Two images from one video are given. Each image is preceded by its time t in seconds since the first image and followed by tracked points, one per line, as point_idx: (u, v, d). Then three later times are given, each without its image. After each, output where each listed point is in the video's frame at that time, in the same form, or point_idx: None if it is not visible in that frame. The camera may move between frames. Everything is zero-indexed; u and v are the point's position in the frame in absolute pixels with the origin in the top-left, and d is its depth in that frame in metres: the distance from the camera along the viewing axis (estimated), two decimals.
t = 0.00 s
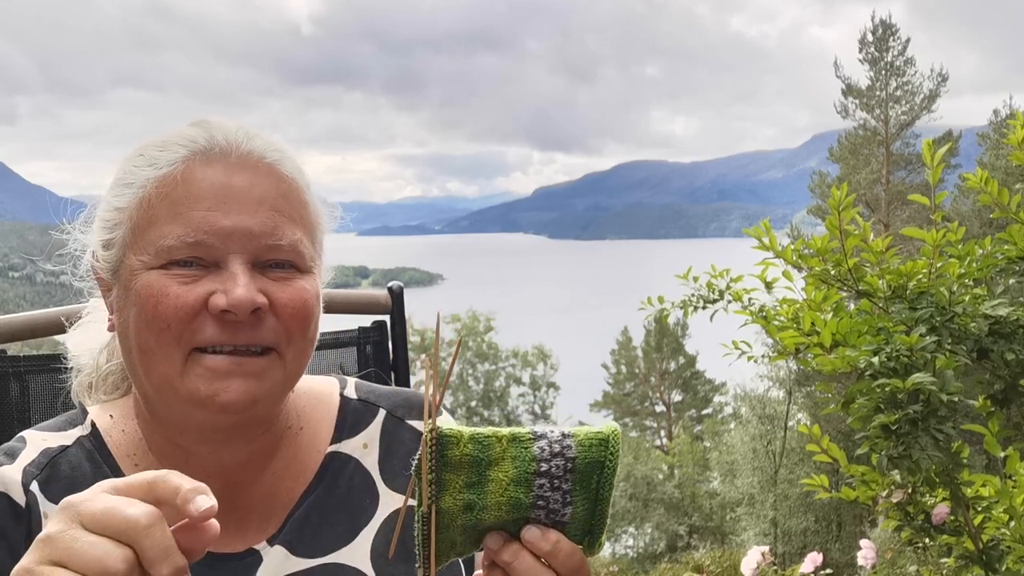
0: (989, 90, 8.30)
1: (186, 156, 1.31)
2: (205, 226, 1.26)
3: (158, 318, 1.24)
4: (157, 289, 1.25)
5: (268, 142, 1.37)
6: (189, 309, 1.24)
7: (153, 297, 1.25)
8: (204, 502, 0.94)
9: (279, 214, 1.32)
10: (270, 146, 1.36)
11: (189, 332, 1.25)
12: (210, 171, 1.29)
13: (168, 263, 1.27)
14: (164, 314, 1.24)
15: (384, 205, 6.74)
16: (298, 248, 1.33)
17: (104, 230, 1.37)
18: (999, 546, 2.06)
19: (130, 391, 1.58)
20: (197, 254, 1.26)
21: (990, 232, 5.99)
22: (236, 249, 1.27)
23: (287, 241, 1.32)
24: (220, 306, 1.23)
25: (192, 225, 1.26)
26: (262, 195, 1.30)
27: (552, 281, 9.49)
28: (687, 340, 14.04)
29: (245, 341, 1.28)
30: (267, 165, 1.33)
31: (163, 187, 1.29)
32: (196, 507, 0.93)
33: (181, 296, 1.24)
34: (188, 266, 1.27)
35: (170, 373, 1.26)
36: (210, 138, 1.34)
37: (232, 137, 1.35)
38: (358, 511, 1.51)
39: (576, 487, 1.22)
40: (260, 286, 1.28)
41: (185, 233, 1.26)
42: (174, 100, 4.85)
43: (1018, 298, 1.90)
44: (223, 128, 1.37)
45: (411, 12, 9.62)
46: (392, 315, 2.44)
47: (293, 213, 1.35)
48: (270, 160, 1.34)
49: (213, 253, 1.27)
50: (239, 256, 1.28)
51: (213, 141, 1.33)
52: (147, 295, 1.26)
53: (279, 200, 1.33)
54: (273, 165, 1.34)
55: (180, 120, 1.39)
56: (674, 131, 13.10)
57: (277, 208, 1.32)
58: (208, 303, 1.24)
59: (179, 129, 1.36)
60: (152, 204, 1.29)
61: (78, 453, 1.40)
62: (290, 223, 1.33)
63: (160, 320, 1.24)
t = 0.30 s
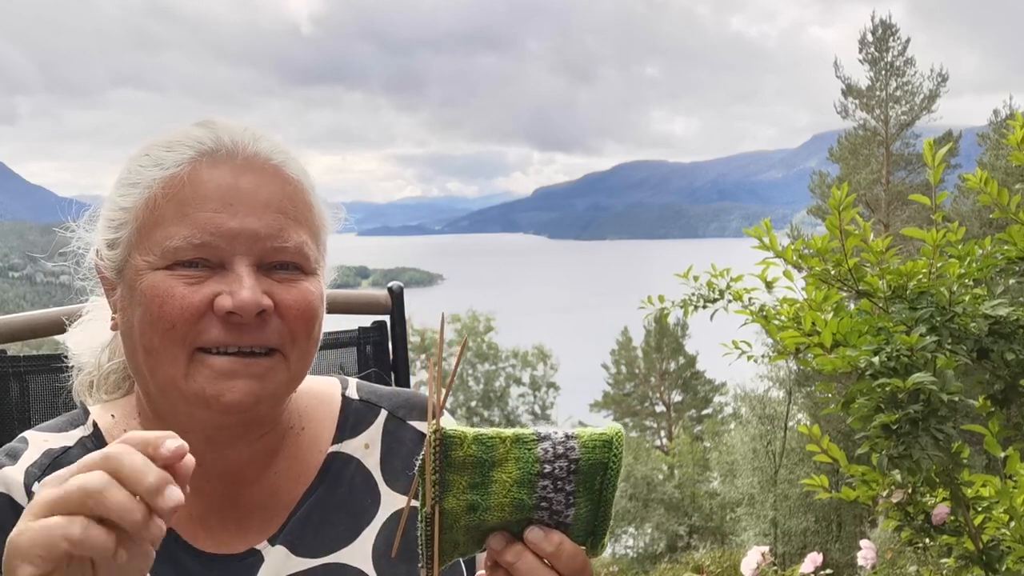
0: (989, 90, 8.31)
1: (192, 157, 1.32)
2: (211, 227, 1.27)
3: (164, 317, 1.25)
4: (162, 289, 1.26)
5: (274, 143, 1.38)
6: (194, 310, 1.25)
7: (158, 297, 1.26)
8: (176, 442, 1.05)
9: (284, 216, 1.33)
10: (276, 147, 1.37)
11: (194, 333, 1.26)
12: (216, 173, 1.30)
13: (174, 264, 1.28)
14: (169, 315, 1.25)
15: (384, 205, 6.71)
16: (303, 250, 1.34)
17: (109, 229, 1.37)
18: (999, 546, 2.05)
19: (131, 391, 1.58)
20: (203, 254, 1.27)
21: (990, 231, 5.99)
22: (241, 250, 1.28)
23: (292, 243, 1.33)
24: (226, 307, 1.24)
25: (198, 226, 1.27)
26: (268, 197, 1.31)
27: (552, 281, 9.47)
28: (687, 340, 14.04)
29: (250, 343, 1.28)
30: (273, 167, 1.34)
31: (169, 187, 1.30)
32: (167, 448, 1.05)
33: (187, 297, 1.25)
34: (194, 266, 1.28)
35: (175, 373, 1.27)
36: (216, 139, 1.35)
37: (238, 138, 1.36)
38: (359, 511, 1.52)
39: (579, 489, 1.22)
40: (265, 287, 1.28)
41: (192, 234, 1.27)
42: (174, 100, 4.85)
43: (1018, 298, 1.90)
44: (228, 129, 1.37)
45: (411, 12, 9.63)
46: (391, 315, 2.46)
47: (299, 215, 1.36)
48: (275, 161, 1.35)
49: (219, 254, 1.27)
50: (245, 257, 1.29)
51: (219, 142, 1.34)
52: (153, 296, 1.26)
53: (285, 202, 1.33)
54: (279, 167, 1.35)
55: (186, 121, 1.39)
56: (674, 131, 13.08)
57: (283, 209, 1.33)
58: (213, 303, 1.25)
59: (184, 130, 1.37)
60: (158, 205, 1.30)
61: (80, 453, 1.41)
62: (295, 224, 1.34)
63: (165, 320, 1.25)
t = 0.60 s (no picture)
0: (989, 90, 8.33)
1: (207, 156, 1.33)
2: (225, 226, 1.28)
3: (176, 315, 1.26)
4: (175, 287, 1.27)
5: (287, 145, 1.40)
6: (206, 308, 1.25)
7: (171, 294, 1.27)
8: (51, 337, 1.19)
9: (296, 217, 1.35)
10: (289, 149, 1.39)
11: (205, 331, 1.26)
12: (231, 173, 1.32)
13: (187, 261, 1.29)
14: (181, 312, 1.25)
15: (384, 205, 6.69)
16: (314, 251, 1.37)
17: (120, 226, 1.38)
18: (999, 546, 2.05)
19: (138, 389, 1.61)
20: (217, 253, 1.28)
21: (990, 232, 5.99)
22: (255, 250, 1.30)
23: (303, 244, 1.35)
24: (238, 306, 1.25)
25: (211, 225, 1.28)
26: (282, 199, 1.33)
27: (552, 280, 9.46)
28: (687, 340, 14.04)
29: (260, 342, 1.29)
30: (286, 168, 1.36)
31: (182, 185, 1.31)
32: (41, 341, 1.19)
33: (199, 295, 1.26)
34: (206, 264, 1.29)
35: (185, 371, 1.28)
36: (232, 139, 1.36)
37: (253, 139, 1.37)
38: (364, 511, 1.52)
39: (588, 491, 1.22)
40: (276, 287, 1.30)
41: (205, 232, 1.28)
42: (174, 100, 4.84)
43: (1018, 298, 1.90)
44: (242, 129, 1.39)
45: (411, 12, 9.74)
46: (391, 315, 2.47)
47: (310, 217, 1.38)
48: (289, 163, 1.37)
49: (232, 253, 1.29)
50: (257, 258, 1.31)
51: (234, 143, 1.35)
52: (165, 293, 1.27)
53: (298, 203, 1.35)
54: (291, 169, 1.37)
55: (200, 121, 1.41)
56: (674, 131, 13.03)
57: (295, 210, 1.35)
58: (225, 303, 1.26)
59: (199, 130, 1.38)
60: (172, 203, 1.31)
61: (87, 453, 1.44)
62: (307, 226, 1.37)
63: (177, 318, 1.26)
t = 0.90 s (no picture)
0: (989, 89, 8.34)
1: (210, 156, 1.33)
2: (227, 225, 1.28)
3: (177, 314, 1.26)
4: (176, 286, 1.27)
5: (290, 144, 1.40)
6: (207, 308, 1.25)
7: (172, 294, 1.27)
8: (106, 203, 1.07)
9: (298, 217, 1.35)
10: (293, 148, 1.39)
11: (207, 329, 1.26)
12: (234, 172, 1.32)
13: (189, 261, 1.29)
14: (182, 311, 1.25)
15: (384, 205, 6.66)
16: (316, 251, 1.36)
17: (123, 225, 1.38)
18: (999, 546, 2.05)
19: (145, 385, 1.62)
20: (218, 252, 1.28)
21: (990, 231, 6.00)
22: (257, 250, 1.30)
23: (306, 244, 1.35)
24: (239, 306, 1.25)
25: (213, 224, 1.29)
26: (284, 198, 1.33)
27: (552, 280, 9.46)
28: (687, 340, 14.04)
29: (262, 341, 1.29)
30: (290, 168, 1.36)
31: (185, 185, 1.31)
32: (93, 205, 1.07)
33: (200, 295, 1.26)
34: (209, 262, 1.29)
35: (187, 369, 1.28)
36: (235, 138, 1.36)
37: (256, 138, 1.37)
38: (367, 510, 1.53)
39: (589, 492, 1.22)
40: (278, 287, 1.30)
41: (207, 231, 1.28)
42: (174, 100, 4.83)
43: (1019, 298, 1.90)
44: (246, 128, 1.39)
45: (411, 11, 9.95)
46: (392, 315, 2.48)
47: (313, 217, 1.38)
48: (292, 163, 1.37)
49: (234, 252, 1.29)
50: (259, 258, 1.30)
51: (237, 141, 1.36)
52: (167, 293, 1.27)
53: (301, 203, 1.35)
54: (295, 168, 1.37)
55: (204, 120, 1.41)
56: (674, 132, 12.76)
57: (299, 211, 1.35)
58: (226, 302, 1.26)
59: (203, 128, 1.38)
60: (175, 202, 1.31)
61: (97, 441, 1.45)
62: (310, 226, 1.36)
63: (178, 317, 1.26)
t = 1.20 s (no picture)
0: (989, 89, 8.33)
1: (207, 155, 1.34)
2: (225, 223, 1.28)
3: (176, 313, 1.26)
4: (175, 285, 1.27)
5: (287, 143, 1.41)
6: (206, 306, 1.25)
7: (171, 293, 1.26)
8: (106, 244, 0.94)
9: (295, 214, 1.35)
10: (289, 147, 1.40)
11: (206, 329, 1.26)
12: (231, 171, 1.32)
13: (188, 259, 1.29)
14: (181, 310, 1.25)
15: (384, 205, 6.66)
16: (314, 248, 1.37)
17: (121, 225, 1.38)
18: (999, 546, 2.05)
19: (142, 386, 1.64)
20: (217, 251, 1.28)
21: (990, 231, 6.00)
22: (255, 247, 1.30)
23: (304, 241, 1.35)
24: (238, 304, 1.25)
25: (211, 221, 1.29)
26: (281, 196, 1.34)
27: (552, 280, 9.46)
28: (687, 340, 14.07)
29: (261, 339, 1.29)
30: (286, 167, 1.37)
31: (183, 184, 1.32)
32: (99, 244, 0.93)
33: (199, 292, 1.26)
34: (207, 262, 1.29)
35: (185, 368, 1.27)
36: (232, 137, 1.37)
37: (253, 138, 1.38)
38: (365, 510, 1.53)
39: (588, 496, 1.22)
40: (277, 284, 1.30)
41: (204, 229, 1.28)
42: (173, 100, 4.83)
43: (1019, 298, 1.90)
44: (243, 127, 1.40)
45: (410, 12, 9.66)
46: (391, 315, 2.48)
47: (310, 214, 1.39)
48: (288, 161, 1.38)
49: (233, 251, 1.29)
50: (257, 255, 1.31)
51: (234, 140, 1.37)
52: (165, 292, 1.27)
53: (297, 201, 1.36)
54: (291, 167, 1.38)
55: (200, 120, 1.42)
56: (674, 131, 13.15)
57: (295, 208, 1.35)
58: (226, 300, 1.26)
59: (199, 127, 1.39)
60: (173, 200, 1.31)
61: (95, 444, 1.47)
62: (307, 223, 1.37)
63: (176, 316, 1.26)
